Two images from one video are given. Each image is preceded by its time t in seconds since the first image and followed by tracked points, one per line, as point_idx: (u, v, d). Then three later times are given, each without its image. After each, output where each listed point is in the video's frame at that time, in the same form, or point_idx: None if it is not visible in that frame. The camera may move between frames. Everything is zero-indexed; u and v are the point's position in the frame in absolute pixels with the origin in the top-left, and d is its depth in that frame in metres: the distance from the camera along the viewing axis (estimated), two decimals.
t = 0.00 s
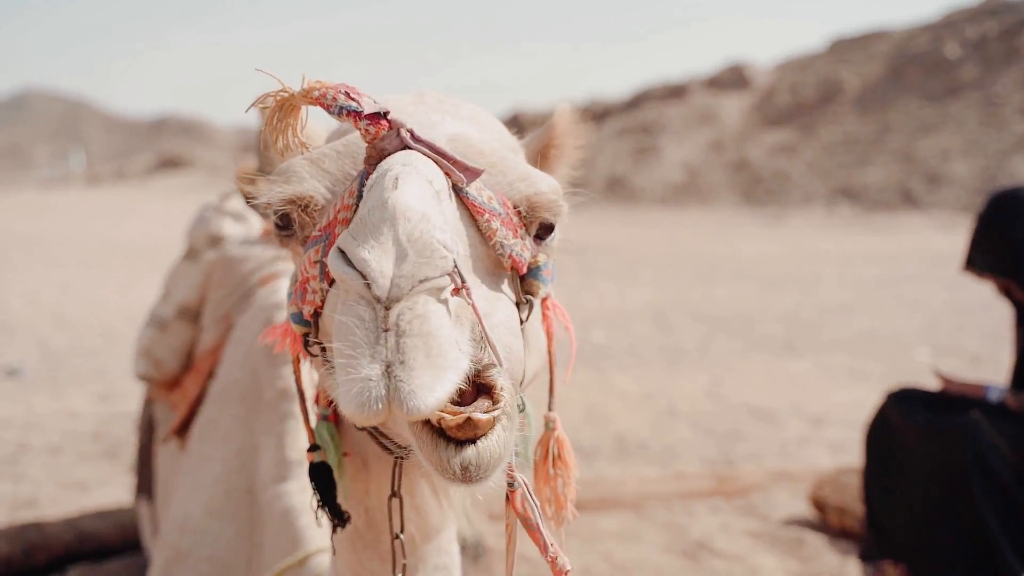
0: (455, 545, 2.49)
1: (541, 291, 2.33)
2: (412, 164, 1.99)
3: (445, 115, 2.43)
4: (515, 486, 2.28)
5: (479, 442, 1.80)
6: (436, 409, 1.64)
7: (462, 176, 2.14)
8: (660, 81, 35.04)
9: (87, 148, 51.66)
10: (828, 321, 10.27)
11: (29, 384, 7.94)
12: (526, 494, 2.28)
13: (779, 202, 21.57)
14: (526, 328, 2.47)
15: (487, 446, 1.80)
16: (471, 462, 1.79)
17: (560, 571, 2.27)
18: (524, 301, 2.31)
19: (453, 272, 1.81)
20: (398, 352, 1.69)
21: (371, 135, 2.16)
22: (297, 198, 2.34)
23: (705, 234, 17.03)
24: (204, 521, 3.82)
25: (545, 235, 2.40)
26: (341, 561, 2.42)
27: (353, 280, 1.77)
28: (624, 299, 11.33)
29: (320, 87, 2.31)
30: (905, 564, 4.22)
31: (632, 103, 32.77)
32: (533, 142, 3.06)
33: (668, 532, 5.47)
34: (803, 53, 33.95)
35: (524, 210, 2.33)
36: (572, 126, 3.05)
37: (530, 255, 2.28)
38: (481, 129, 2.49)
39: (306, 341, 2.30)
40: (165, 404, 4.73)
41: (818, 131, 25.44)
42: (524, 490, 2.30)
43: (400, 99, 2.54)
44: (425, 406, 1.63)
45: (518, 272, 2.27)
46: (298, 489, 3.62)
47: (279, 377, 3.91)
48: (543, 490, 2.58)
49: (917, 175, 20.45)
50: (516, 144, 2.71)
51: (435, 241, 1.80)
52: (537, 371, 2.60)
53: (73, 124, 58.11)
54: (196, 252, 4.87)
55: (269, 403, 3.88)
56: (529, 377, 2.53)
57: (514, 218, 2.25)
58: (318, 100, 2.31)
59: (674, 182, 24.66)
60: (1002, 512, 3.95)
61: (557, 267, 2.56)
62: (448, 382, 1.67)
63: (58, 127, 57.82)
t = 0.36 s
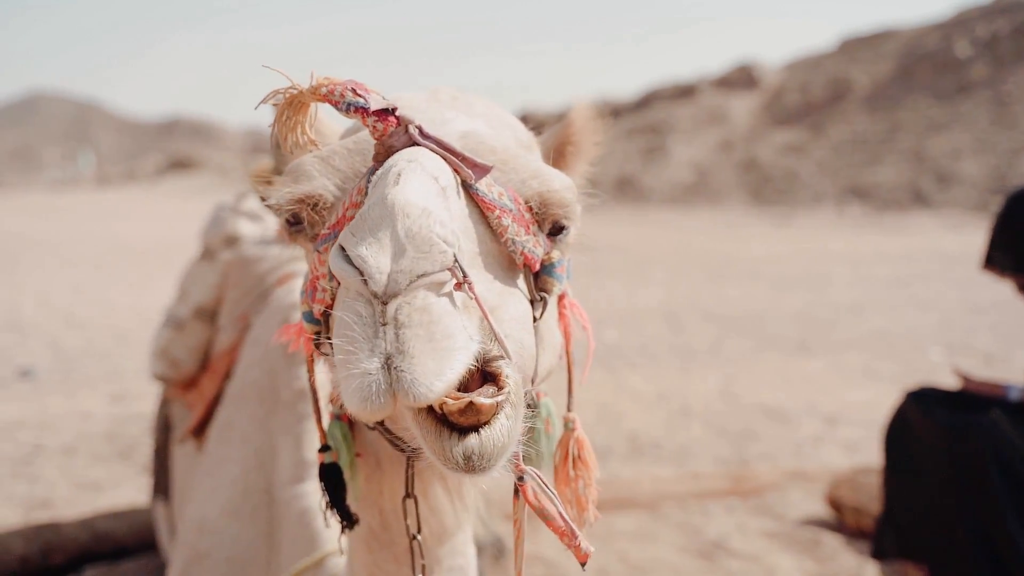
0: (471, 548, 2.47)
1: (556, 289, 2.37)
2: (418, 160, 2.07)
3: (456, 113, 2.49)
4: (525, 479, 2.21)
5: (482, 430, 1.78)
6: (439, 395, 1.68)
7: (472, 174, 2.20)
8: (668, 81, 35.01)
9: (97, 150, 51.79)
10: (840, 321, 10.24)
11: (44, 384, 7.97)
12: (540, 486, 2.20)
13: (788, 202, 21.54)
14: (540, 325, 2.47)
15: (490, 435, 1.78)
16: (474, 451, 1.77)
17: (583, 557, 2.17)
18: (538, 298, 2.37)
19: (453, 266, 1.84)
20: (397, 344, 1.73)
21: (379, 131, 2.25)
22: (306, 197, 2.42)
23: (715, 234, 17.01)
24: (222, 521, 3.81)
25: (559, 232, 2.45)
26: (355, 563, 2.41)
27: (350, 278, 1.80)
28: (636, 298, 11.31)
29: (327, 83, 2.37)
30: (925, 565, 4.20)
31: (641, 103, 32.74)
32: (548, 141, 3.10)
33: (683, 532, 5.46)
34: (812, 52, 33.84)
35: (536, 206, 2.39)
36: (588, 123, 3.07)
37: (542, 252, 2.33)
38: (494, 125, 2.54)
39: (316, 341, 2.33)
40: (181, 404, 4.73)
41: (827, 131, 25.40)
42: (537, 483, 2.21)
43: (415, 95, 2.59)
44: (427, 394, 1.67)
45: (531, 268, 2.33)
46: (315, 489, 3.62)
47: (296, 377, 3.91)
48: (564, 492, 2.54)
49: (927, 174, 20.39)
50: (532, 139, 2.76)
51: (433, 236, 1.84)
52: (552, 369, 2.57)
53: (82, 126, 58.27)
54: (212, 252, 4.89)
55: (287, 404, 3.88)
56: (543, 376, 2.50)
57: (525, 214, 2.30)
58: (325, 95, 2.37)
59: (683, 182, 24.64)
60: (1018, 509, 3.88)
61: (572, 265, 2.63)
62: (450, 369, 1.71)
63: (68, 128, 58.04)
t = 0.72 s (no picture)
0: (489, 546, 2.44)
1: (573, 289, 2.44)
2: (432, 157, 2.11)
3: (476, 108, 2.51)
4: (529, 483, 2.20)
5: (462, 411, 1.76)
6: (446, 383, 1.67)
7: (487, 171, 2.26)
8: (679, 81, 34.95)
9: (109, 150, 51.95)
10: (855, 321, 10.21)
11: (59, 384, 7.98)
12: (542, 491, 2.19)
13: (799, 202, 21.48)
14: (554, 325, 2.50)
15: (470, 417, 1.76)
16: (452, 433, 1.75)
17: (577, 568, 2.14)
18: (555, 299, 2.41)
19: (464, 260, 1.83)
20: (404, 336, 1.72)
21: (395, 129, 2.28)
22: (322, 194, 2.43)
23: (728, 234, 16.97)
24: (240, 522, 3.81)
25: (577, 231, 2.48)
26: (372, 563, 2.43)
27: (361, 274, 1.80)
28: (649, 299, 11.29)
29: (343, 79, 2.39)
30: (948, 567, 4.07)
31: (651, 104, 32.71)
32: (573, 138, 3.11)
33: (700, 533, 5.43)
34: (824, 53, 33.73)
35: (553, 204, 2.41)
36: (613, 121, 3.06)
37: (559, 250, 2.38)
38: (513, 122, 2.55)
39: (330, 338, 2.35)
40: (199, 404, 4.73)
41: (839, 131, 25.32)
42: (540, 487, 2.20)
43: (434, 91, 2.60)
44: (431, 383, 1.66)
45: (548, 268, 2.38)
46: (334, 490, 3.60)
47: (314, 377, 3.89)
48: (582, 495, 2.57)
49: (940, 174, 20.32)
50: (552, 136, 2.80)
51: (444, 229, 1.83)
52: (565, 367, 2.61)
53: (94, 127, 58.46)
54: (230, 251, 4.89)
55: (306, 404, 3.87)
56: (553, 376, 2.54)
57: (542, 212, 2.36)
58: (342, 93, 2.37)
59: (694, 183, 24.60)
60: None
61: (590, 265, 2.67)
62: (463, 356, 1.69)
63: (80, 128, 58.31)
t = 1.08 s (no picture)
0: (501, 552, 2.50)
1: (586, 292, 2.47)
2: (443, 155, 2.17)
3: (492, 107, 2.54)
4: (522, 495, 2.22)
5: (439, 407, 1.87)
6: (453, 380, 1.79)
7: (501, 171, 2.30)
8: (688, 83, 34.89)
9: (119, 152, 52.02)
10: (866, 323, 10.17)
11: (71, 385, 7.98)
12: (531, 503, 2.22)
13: (809, 205, 21.43)
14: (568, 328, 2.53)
15: (449, 410, 1.86)
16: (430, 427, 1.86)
17: None
18: (569, 301, 2.45)
19: (474, 258, 1.92)
20: (410, 334, 1.81)
21: (409, 126, 2.33)
22: (334, 193, 2.45)
23: (738, 236, 16.93)
24: (257, 523, 3.79)
25: (593, 233, 2.50)
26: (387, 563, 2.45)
27: (371, 271, 1.87)
28: (660, 301, 11.26)
29: (358, 76, 2.43)
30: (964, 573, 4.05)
31: (661, 106, 32.65)
32: (592, 139, 3.10)
33: (712, 535, 5.41)
34: (834, 55, 33.63)
35: (568, 206, 2.44)
36: (632, 121, 3.04)
37: (573, 252, 2.43)
38: (528, 122, 2.59)
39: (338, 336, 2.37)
40: (213, 405, 4.72)
41: (849, 133, 25.25)
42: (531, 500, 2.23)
43: (451, 88, 2.62)
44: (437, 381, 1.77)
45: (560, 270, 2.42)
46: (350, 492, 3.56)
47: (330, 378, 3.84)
48: (586, 502, 2.62)
49: (951, 176, 20.24)
50: (570, 136, 2.83)
51: (453, 228, 1.92)
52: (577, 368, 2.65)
53: (104, 128, 58.55)
54: (245, 252, 4.90)
55: (319, 404, 3.81)
56: (558, 380, 2.52)
57: (556, 213, 2.40)
58: (356, 90, 2.41)
59: (703, 185, 24.57)
60: None
61: (605, 267, 2.70)
62: (466, 357, 1.81)
63: (90, 129, 58.47)
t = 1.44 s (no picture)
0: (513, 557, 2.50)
1: (597, 298, 2.46)
2: (453, 157, 2.17)
3: (505, 111, 2.53)
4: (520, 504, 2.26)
5: (429, 415, 1.89)
6: (459, 392, 1.80)
7: (512, 174, 2.30)
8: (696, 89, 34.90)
9: (127, 155, 52.10)
10: (874, 329, 10.14)
11: (81, 388, 7.98)
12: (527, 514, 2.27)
13: (817, 211, 21.41)
14: (578, 335, 2.53)
15: (439, 417, 1.89)
16: (415, 428, 1.90)
17: None
18: (578, 307, 2.44)
19: (484, 263, 1.92)
20: (419, 341, 1.80)
21: (421, 129, 2.34)
22: (345, 194, 2.45)
23: (747, 242, 16.91)
24: (269, 527, 3.78)
25: (606, 237, 2.50)
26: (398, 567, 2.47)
27: (379, 273, 1.85)
28: (669, 306, 11.26)
29: (371, 78, 2.44)
30: None
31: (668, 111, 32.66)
32: (608, 143, 3.09)
33: (723, 542, 5.38)
34: (841, 61, 33.60)
35: (580, 212, 2.43)
36: (647, 125, 3.03)
37: (584, 258, 2.43)
38: (543, 126, 2.58)
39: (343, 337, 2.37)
40: (225, 407, 4.72)
41: (857, 139, 25.22)
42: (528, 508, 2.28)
43: (466, 91, 2.62)
44: (445, 393, 1.79)
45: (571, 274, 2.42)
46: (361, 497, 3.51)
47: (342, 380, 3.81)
48: (581, 509, 2.71)
49: (959, 182, 20.21)
50: (586, 140, 2.82)
51: (463, 233, 1.91)
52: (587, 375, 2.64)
53: (113, 132, 58.74)
54: (257, 256, 4.90)
55: (331, 407, 3.77)
56: (564, 386, 2.49)
57: (568, 219, 2.39)
58: (369, 91, 2.43)
59: (710, 190, 24.56)
60: None
61: (616, 274, 2.70)
62: (473, 368, 1.83)
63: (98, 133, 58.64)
